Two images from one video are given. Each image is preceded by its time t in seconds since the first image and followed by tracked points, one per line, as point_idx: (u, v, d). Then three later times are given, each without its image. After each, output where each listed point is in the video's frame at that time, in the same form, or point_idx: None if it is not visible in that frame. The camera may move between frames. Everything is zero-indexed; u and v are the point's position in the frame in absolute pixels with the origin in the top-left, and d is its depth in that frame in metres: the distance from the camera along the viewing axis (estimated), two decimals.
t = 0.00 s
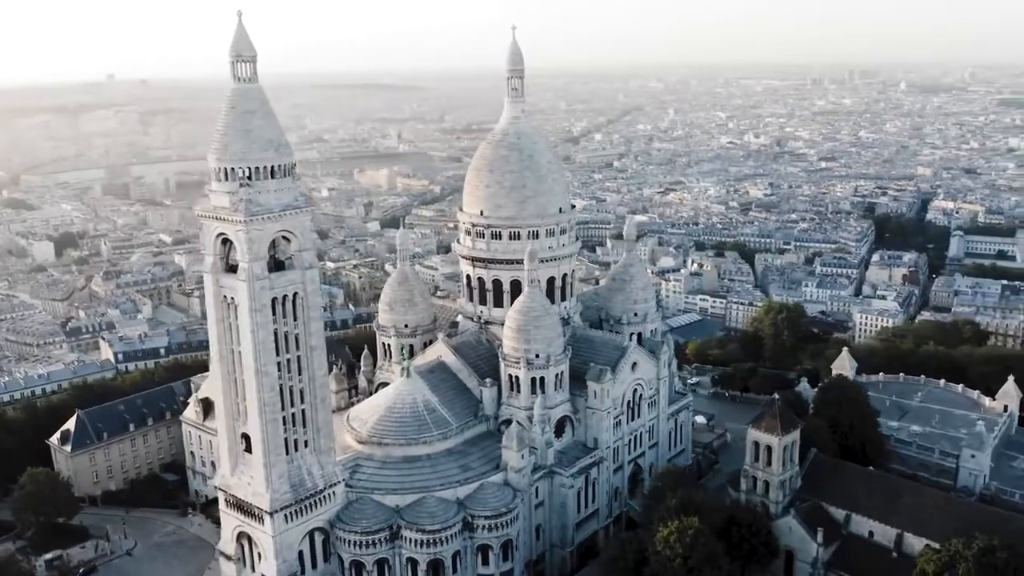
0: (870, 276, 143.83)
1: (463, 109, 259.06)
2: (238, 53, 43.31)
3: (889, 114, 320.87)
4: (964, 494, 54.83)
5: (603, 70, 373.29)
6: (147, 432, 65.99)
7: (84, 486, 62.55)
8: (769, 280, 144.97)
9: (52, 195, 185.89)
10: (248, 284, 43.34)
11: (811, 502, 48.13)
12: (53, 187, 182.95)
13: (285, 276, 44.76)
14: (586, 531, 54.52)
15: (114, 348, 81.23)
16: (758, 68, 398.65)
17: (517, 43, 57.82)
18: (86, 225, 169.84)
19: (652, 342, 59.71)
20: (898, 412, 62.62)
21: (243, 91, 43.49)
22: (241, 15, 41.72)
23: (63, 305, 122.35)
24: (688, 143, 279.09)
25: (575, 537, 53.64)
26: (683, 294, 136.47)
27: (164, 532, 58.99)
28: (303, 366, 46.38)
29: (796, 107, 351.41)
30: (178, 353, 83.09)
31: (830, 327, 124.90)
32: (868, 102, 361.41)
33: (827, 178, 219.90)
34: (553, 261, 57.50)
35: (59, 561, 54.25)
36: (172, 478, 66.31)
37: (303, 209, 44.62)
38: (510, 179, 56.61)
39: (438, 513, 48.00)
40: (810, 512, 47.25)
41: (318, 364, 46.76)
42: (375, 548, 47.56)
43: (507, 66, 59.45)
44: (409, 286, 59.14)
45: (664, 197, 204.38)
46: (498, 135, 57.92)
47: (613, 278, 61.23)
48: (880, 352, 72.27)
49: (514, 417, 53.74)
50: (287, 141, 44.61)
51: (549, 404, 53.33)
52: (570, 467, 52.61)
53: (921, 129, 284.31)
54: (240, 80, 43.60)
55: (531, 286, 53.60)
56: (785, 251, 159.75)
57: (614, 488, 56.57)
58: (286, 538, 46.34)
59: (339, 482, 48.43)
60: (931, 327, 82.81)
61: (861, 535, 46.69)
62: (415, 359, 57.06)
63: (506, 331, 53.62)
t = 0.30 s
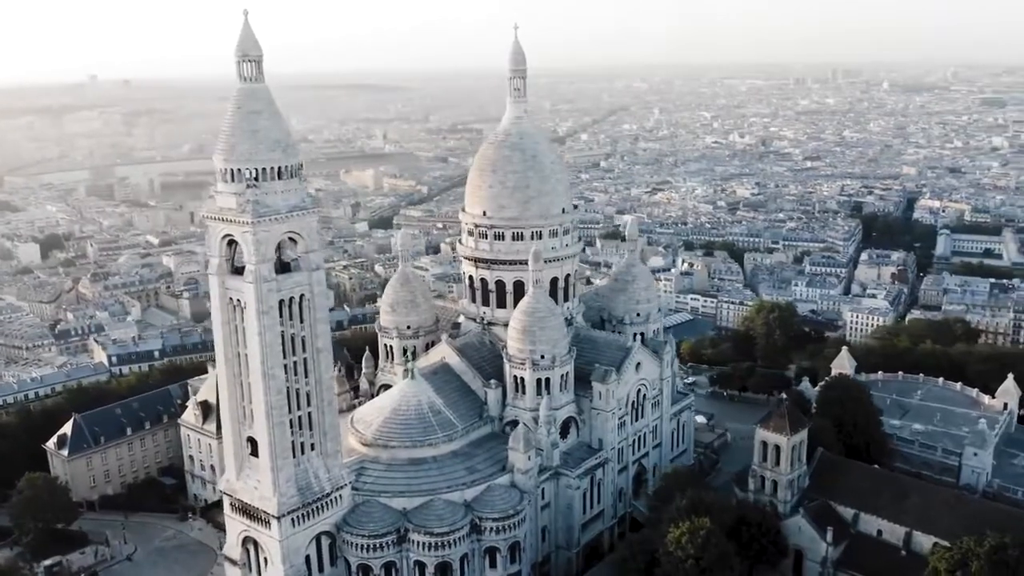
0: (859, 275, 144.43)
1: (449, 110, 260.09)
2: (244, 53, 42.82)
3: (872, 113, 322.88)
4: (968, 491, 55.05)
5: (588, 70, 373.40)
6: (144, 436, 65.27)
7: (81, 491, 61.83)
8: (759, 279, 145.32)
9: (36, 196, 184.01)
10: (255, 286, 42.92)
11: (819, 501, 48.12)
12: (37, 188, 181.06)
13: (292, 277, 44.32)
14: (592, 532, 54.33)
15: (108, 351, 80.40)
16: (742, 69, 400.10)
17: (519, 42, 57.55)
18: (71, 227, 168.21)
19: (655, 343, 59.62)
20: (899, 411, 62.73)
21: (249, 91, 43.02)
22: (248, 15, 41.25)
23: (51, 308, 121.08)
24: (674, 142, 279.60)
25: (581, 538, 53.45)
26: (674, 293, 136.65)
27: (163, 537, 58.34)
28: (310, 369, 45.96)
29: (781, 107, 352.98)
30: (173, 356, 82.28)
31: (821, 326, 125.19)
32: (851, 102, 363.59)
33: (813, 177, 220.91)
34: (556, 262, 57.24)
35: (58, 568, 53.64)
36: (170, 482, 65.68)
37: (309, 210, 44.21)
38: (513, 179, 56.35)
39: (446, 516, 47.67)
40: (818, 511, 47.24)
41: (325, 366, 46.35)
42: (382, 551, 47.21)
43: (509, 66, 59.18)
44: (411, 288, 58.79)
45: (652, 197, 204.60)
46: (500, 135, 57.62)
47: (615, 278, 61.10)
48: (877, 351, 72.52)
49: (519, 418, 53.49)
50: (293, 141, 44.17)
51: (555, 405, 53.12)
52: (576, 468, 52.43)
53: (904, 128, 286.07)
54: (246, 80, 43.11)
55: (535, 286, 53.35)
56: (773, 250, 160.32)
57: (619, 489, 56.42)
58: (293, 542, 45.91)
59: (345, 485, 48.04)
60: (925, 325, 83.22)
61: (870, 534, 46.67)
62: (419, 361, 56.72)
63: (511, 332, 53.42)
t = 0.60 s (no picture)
0: (845, 274, 145.11)
1: (432, 108, 266.11)
2: (248, 52, 42.31)
3: (853, 112, 325.11)
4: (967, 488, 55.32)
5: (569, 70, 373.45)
6: (138, 439, 64.55)
7: (76, 496, 61.04)
8: (746, 278, 145.69)
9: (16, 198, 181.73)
10: (259, 288, 42.45)
11: (824, 499, 48.17)
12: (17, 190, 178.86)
13: (297, 279, 43.88)
14: (595, 532, 54.19)
15: (98, 355, 79.43)
16: (723, 69, 401.73)
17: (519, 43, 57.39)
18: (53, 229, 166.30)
19: (655, 342, 59.51)
20: (897, 409, 62.84)
21: (252, 91, 42.55)
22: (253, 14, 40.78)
23: (34, 311, 119.57)
24: (656, 142, 280.12)
25: (584, 539, 53.30)
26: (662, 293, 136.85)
27: (161, 543, 57.67)
28: (314, 371, 45.49)
29: (762, 106, 354.56)
30: (164, 359, 81.40)
31: (809, 324, 125.62)
32: (830, 101, 366.02)
33: (796, 176, 222.03)
34: (557, 262, 57.03)
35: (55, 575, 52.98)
36: (166, 486, 65.00)
37: (314, 211, 43.77)
38: (513, 179, 56.10)
39: (451, 518, 47.37)
40: (824, 510, 47.27)
41: (329, 369, 45.94)
42: (387, 555, 46.89)
43: (508, 67, 58.98)
44: (410, 289, 58.46)
45: (637, 197, 204.83)
46: (500, 135, 57.37)
47: (614, 278, 60.97)
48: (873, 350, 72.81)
49: (522, 419, 53.26)
50: (297, 141, 43.74)
51: (557, 406, 52.96)
52: (579, 469, 52.27)
53: (885, 127, 288.17)
54: (250, 80, 42.63)
55: (538, 287, 53.15)
56: (759, 249, 160.95)
57: (621, 489, 56.30)
58: (298, 546, 45.48)
59: (349, 488, 47.64)
60: (917, 322, 83.73)
61: (875, 532, 46.73)
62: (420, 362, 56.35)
63: (513, 333, 53.16)
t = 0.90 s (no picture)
0: (829, 271, 145.91)
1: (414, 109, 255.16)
2: (250, 51, 41.85)
3: (832, 111, 327.54)
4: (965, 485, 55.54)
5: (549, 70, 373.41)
6: (132, 444, 63.78)
7: (69, 502, 60.19)
8: (731, 276, 146.09)
9: None
10: (263, 290, 42.01)
11: (828, 497, 48.25)
12: None
13: (300, 281, 43.45)
14: (596, 533, 54.02)
15: (86, 358, 78.28)
16: (701, 69, 403.54)
17: (517, 42, 57.23)
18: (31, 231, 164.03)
19: (653, 342, 59.47)
20: (892, 407, 63.03)
21: (255, 91, 42.11)
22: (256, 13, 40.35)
23: (17, 315, 117.94)
24: (637, 142, 280.70)
25: (586, 540, 53.13)
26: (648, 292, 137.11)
27: (157, 548, 56.97)
28: (317, 374, 45.07)
29: (741, 106, 356.44)
30: (154, 362, 80.43)
31: (796, 323, 126.24)
32: (809, 101, 368.52)
33: (777, 175, 223.33)
34: (556, 262, 56.82)
35: None
36: (159, 491, 64.29)
37: (317, 211, 43.37)
38: (512, 180, 55.86)
39: (456, 521, 47.07)
40: (828, 509, 47.33)
41: (332, 370, 45.52)
42: (391, 558, 46.54)
43: (506, 67, 58.79)
44: (408, 291, 58.11)
45: (620, 196, 205.13)
46: (498, 135, 57.14)
47: (612, 278, 60.86)
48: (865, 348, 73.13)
49: (523, 420, 53.03)
50: (300, 141, 43.35)
51: (559, 407, 52.77)
52: (582, 470, 52.09)
53: (864, 127, 290.59)
54: (251, 80, 42.18)
55: (539, 287, 52.97)
56: (743, 248, 161.62)
57: (622, 490, 56.17)
58: (301, 551, 45.01)
59: (352, 492, 47.23)
60: (906, 321, 84.24)
61: (879, 529, 46.85)
62: (419, 364, 55.98)
63: (514, 333, 52.93)
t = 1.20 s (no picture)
0: (813, 270, 146.70)
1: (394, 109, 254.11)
2: (252, 51, 41.40)
3: (810, 111, 329.89)
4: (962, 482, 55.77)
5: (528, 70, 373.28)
6: (125, 449, 63.03)
7: (62, 508, 59.38)
8: (716, 275, 146.37)
9: None
10: (267, 293, 41.57)
11: (830, 496, 48.41)
12: None
13: (303, 283, 43.02)
14: (597, 533, 53.88)
15: (75, 362, 77.17)
16: (680, 69, 405.07)
17: (515, 42, 57.03)
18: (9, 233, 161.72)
19: (651, 342, 59.42)
20: (888, 404, 63.29)
21: (257, 90, 41.66)
22: (259, 11, 39.90)
23: None
24: (618, 142, 281.19)
25: (588, 541, 53.01)
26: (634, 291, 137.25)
27: (153, 554, 56.24)
28: (320, 377, 44.65)
29: (720, 105, 358.11)
30: (143, 365, 79.54)
31: (782, 322, 126.74)
32: (787, 100, 370.96)
33: (758, 174, 224.50)
34: (555, 262, 56.68)
35: None
36: (153, 497, 63.60)
37: (320, 213, 42.93)
38: (511, 180, 55.66)
39: (459, 523, 46.79)
40: (831, 507, 47.44)
41: (335, 372, 45.10)
42: (395, 562, 46.17)
43: (504, 66, 58.56)
44: (406, 292, 57.74)
45: (603, 195, 205.36)
46: (496, 135, 56.94)
47: (610, 278, 60.78)
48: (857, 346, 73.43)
49: (524, 421, 52.83)
50: (303, 141, 42.92)
51: (560, 407, 52.59)
52: (583, 471, 51.92)
53: (843, 126, 292.91)
54: (254, 79, 41.71)
55: (539, 288, 52.81)
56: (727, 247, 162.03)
57: (622, 489, 56.08)
58: (305, 556, 44.56)
59: (355, 495, 46.82)
60: (895, 320, 84.78)
61: (882, 526, 47.08)
62: (418, 366, 55.65)
63: (514, 334, 52.74)
